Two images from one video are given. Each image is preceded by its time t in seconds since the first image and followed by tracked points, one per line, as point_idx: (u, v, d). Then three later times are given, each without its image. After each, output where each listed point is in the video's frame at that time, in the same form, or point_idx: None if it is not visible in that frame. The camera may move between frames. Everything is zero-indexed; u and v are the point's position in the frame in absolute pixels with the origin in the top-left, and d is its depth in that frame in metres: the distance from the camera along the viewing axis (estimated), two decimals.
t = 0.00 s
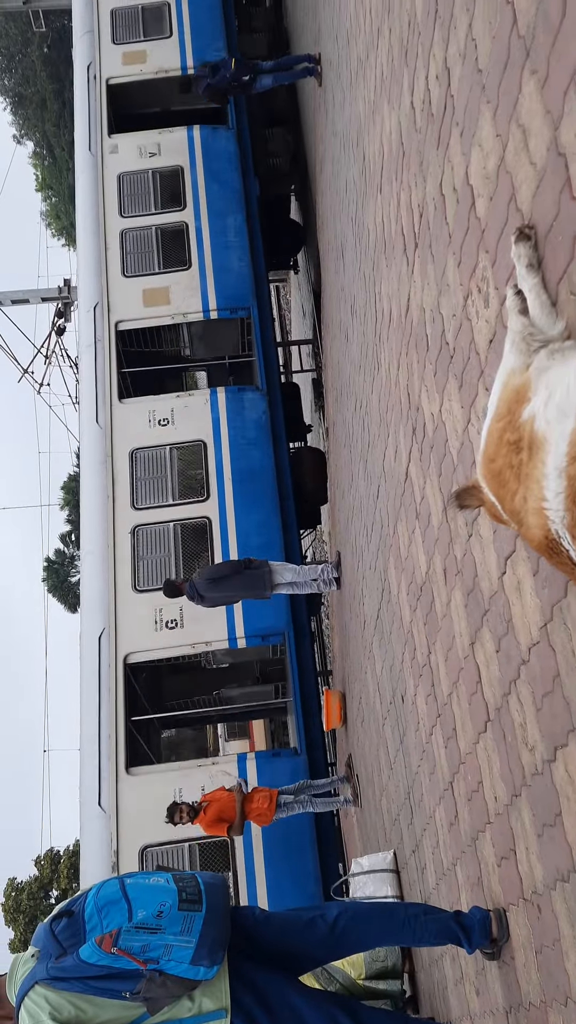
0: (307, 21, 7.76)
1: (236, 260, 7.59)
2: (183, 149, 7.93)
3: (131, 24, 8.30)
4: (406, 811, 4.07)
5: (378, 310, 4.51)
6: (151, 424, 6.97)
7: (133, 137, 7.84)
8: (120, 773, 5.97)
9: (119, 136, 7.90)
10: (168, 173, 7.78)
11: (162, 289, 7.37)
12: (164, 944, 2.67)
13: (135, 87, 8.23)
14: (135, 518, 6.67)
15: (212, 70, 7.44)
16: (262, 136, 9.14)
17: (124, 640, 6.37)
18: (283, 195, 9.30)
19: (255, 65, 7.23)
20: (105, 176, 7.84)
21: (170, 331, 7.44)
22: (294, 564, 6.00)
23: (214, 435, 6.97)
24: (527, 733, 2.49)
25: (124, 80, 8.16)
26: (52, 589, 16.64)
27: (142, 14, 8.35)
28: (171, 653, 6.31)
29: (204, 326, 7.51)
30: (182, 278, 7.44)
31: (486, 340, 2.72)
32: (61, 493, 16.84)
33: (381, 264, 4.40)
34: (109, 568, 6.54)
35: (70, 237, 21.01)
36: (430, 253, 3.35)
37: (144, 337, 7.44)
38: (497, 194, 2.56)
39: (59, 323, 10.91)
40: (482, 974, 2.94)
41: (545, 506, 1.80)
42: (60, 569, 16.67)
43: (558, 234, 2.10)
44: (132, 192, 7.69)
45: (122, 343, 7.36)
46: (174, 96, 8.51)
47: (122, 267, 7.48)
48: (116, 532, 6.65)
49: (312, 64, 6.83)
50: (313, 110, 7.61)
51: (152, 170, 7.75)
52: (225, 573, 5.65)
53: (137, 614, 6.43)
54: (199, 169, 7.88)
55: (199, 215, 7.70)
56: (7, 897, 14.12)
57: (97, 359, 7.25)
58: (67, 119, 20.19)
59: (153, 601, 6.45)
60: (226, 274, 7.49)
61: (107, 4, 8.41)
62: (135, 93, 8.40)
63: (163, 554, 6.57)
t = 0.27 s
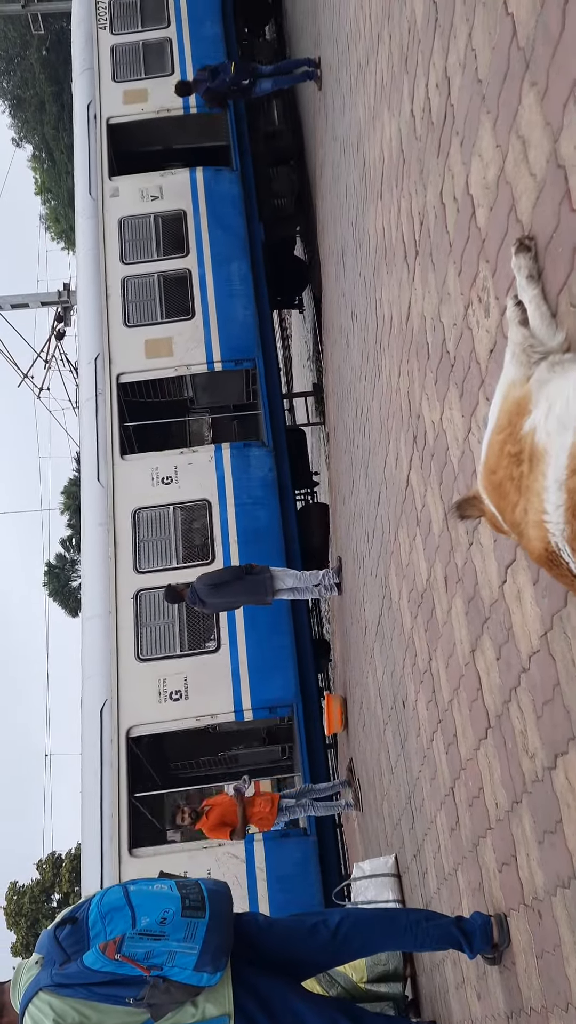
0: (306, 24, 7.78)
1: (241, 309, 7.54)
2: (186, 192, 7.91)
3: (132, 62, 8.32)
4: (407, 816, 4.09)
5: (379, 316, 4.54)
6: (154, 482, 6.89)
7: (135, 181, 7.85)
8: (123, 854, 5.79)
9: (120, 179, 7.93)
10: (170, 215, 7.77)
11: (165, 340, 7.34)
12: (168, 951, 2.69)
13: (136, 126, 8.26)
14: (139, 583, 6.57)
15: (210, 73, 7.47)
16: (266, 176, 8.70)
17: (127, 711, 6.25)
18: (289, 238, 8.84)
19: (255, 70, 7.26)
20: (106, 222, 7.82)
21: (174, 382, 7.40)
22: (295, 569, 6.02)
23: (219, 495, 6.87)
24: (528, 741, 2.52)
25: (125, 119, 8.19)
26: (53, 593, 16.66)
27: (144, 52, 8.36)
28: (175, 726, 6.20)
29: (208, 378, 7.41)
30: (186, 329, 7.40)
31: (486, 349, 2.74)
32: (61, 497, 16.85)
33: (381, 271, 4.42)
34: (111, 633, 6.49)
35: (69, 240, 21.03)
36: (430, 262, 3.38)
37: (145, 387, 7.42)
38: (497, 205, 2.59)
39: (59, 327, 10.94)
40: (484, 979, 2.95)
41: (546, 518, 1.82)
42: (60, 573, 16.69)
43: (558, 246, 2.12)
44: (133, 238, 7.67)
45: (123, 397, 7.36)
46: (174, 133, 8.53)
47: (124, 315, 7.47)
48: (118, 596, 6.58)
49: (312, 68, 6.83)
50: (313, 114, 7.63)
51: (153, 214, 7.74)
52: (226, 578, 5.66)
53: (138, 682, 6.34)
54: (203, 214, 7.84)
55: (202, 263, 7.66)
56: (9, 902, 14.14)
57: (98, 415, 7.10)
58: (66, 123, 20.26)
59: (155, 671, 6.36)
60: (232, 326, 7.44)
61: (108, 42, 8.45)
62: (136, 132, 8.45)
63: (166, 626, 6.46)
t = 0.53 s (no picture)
0: (306, 25, 7.77)
1: (245, 361, 7.56)
2: (189, 237, 7.91)
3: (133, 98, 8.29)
4: (408, 819, 4.12)
5: (379, 320, 4.56)
6: (157, 541, 6.84)
7: (137, 224, 7.84)
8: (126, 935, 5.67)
9: (121, 222, 7.93)
10: (173, 260, 7.79)
11: (167, 392, 7.33)
12: (172, 953, 2.71)
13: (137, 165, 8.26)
14: (141, 649, 6.50)
15: (210, 74, 7.40)
16: (271, 217, 8.67)
17: (129, 785, 6.12)
18: (294, 278, 8.79)
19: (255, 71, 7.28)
20: (107, 267, 7.82)
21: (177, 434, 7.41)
22: (296, 573, 6.05)
23: (224, 553, 6.84)
24: (529, 745, 2.54)
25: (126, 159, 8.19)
26: (53, 595, 16.70)
27: (145, 86, 8.32)
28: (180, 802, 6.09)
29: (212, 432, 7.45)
30: (189, 380, 7.40)
31: (488, 355, 2.77)
32: (61, 499, 16.88)
33: (382, 274, 4.44)
34: (113, 699, 6.41)
35: (68, 240, 21.05)
36: (432, 267, 3.40)
37: (147, 440, 7.41)
38: (498, 212, 2.61)
39: (58, 329, 10.96)
40: (485, 981, 2.98)
41: (547, 528, 1.85)
42: (60, 575, 16.70)
43: (559, 255, 2.15)
44: (135, 283, 7.68)
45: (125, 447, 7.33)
46: (175, 172, 8.56)
47: (125, 365, 7.45)
48: (120, 663, 6.48)
49: (311, 69, 6.89)
50: (312, 115, 7.66)
51: (156, 258, 7.75)
52: (228, 582, 5.70)
53: (142, 756, 6.21)
54: (206, 259, 7.86)
55: (205, 308, 7.70)
56: (10, 903, 14.18)
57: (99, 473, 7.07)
58: (65, 122, 20.29)
59: (159, 742, 6.24)
60: (236, 378, 7.44)
61: (108, 75, 8.43)
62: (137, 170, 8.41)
63: (170, 692, 6.40)
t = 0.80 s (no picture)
0: None
1: (250, 370, 7.47)
2: (189, 236, 7.80)
3: (129, 81, 8.17)
4: (407, 776, 4.19)
5: (380, 279, 4.52)
6: (160, 562, 6.81)
7: (136, 223, 7.74)
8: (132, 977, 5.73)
9: (119, 219, 7.80)
10: (173, 260, 7.69)
11: (169, 402, 7.28)
12: (177, 906, 2.78)
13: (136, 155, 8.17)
14: (145, 675, 6.49)
15: (206, 21, 7.26)
16: (275, 210, 8.38)
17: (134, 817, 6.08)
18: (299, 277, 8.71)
19: (252, 18, 7.11)
20: (105, 268, 7.72)
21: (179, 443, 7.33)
22: (295, 535, 6.07)
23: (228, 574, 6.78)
24: (528, 705, 2.58)
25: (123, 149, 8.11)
26: (53, 555, 16.77)
27: (143, 74, 8.19)
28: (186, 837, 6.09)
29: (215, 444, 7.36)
30: (191, 391, 7.34)
31: (491, 316, 2.75)
32: (59, 460, 16.86)
33: (383, 230, 4.40)
34: (116, 727, 6.38)
35: (63, 195, 20.72)
36: (434, 225, 3.36)
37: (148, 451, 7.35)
38: (503, 168, 2.58)
39: (54, 287, 10.84)
40: (482, 932, 3.06)
41: (549, 493, 1.86)
42: (60, 536, 16.75)
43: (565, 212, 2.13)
44: (135, 285, 7.60)
45: (126, 461, 7.32)
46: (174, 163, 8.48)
47: (125, 374, 7.39)
48: (124, 692, 6.46)
49: (310, 15, 6.78)
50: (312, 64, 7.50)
51: (156, 258, 7.66)
52: (228, 544, 5.74)
53: (148, 785, 6.19)
54: (207, 259, 7.74)
55: (206, 313, 7.57)
56: (16, 856, 14.47)
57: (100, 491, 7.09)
58: (58, 72, 19.84)
59: (164, 773, 6.21)
60: (241, 389, 7.38)
61: (104, 60, 8.30)
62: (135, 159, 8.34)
63: (174, 721, 6.39)
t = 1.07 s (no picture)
0: None
1: (256, 367, 7.36)
2: (193, 225, 7.69)
3: (128, 55, 7.98)
4: (407, 721, 4.28)
5: (384, 223, 4.45)
6: (166, 570, 6.84)
7: (136, 211, 7.66)
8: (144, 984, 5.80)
9: (119, 207, 7.71)
10: (176, 250, 7.60)
11: (174, 402, 7.25)
12: (185, 846, 2.87)
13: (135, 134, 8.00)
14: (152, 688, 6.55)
15: None
16: (281, 190, 8.64)
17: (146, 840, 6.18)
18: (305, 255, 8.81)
19: None
20: (106, 260, 7.62)
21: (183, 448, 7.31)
22: (296, 482, 6.05)
23: (236, 586, 6.79)
24: (528, 655, 2.63)
25: (123, 129, 7.94)
26: (54, 501, 16.81)
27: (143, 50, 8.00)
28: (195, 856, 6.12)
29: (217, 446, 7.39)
30: (197, 391, 7.29)
31: (497, 266, 2.72)
32: (59, 405, 16.76)
33: (387, 173, 4.31)
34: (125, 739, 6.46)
35: (57, 131, 20.19)
36: (440, 170, 3.30)
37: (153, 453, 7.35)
38: (511, 114, 2.52)
39: (51, 228, 10.66)
40: (480, 872, 3.16)
41: (555, 452, 1.87)
42: (61, 481, 16.76)
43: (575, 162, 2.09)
44: (137, 278, 7.52)
45: (131, 463, 7.30)
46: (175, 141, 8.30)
47: (128, 374, 7.35)
48: (131, 705, 6.54)
49: None
50: None
51: (157, 249, 7.57)
52: (228, 492, 5.80)
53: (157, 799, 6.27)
54: (212, 252, 7.62)
55: (211, 308, 7.49)
56: (24, 794, 14.81)
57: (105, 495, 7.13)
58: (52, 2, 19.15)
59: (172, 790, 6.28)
60: (247, 388, 7.29)
61: (101, 32, 8.11)
62: (134, 140, 8.16)
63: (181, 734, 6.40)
